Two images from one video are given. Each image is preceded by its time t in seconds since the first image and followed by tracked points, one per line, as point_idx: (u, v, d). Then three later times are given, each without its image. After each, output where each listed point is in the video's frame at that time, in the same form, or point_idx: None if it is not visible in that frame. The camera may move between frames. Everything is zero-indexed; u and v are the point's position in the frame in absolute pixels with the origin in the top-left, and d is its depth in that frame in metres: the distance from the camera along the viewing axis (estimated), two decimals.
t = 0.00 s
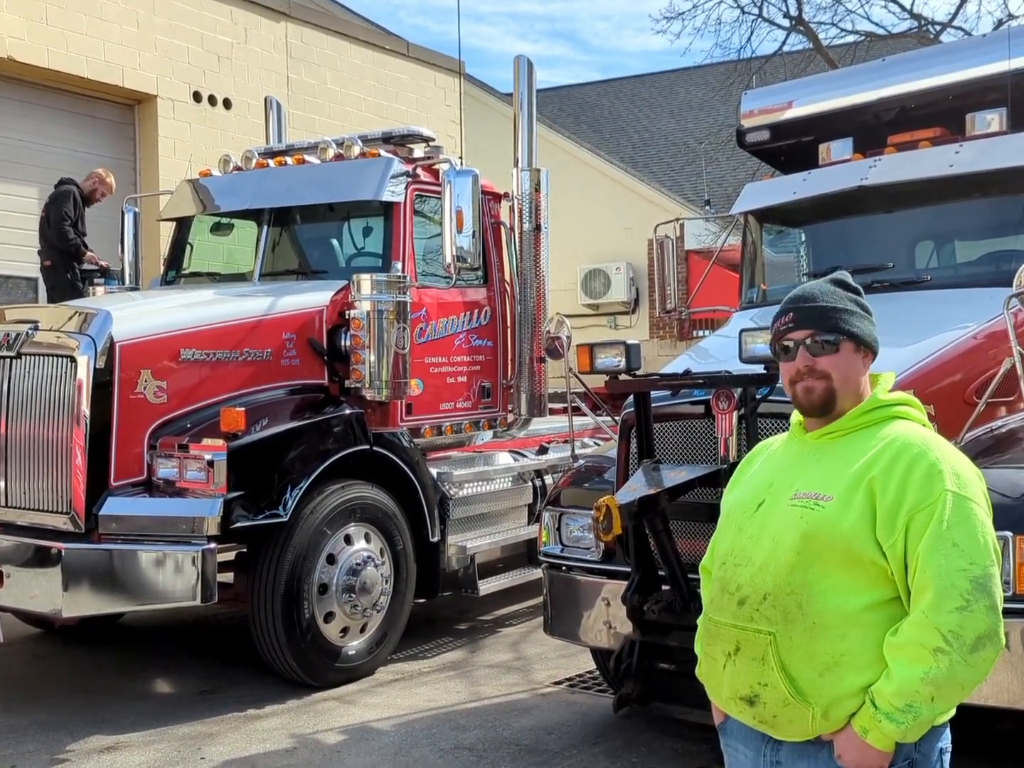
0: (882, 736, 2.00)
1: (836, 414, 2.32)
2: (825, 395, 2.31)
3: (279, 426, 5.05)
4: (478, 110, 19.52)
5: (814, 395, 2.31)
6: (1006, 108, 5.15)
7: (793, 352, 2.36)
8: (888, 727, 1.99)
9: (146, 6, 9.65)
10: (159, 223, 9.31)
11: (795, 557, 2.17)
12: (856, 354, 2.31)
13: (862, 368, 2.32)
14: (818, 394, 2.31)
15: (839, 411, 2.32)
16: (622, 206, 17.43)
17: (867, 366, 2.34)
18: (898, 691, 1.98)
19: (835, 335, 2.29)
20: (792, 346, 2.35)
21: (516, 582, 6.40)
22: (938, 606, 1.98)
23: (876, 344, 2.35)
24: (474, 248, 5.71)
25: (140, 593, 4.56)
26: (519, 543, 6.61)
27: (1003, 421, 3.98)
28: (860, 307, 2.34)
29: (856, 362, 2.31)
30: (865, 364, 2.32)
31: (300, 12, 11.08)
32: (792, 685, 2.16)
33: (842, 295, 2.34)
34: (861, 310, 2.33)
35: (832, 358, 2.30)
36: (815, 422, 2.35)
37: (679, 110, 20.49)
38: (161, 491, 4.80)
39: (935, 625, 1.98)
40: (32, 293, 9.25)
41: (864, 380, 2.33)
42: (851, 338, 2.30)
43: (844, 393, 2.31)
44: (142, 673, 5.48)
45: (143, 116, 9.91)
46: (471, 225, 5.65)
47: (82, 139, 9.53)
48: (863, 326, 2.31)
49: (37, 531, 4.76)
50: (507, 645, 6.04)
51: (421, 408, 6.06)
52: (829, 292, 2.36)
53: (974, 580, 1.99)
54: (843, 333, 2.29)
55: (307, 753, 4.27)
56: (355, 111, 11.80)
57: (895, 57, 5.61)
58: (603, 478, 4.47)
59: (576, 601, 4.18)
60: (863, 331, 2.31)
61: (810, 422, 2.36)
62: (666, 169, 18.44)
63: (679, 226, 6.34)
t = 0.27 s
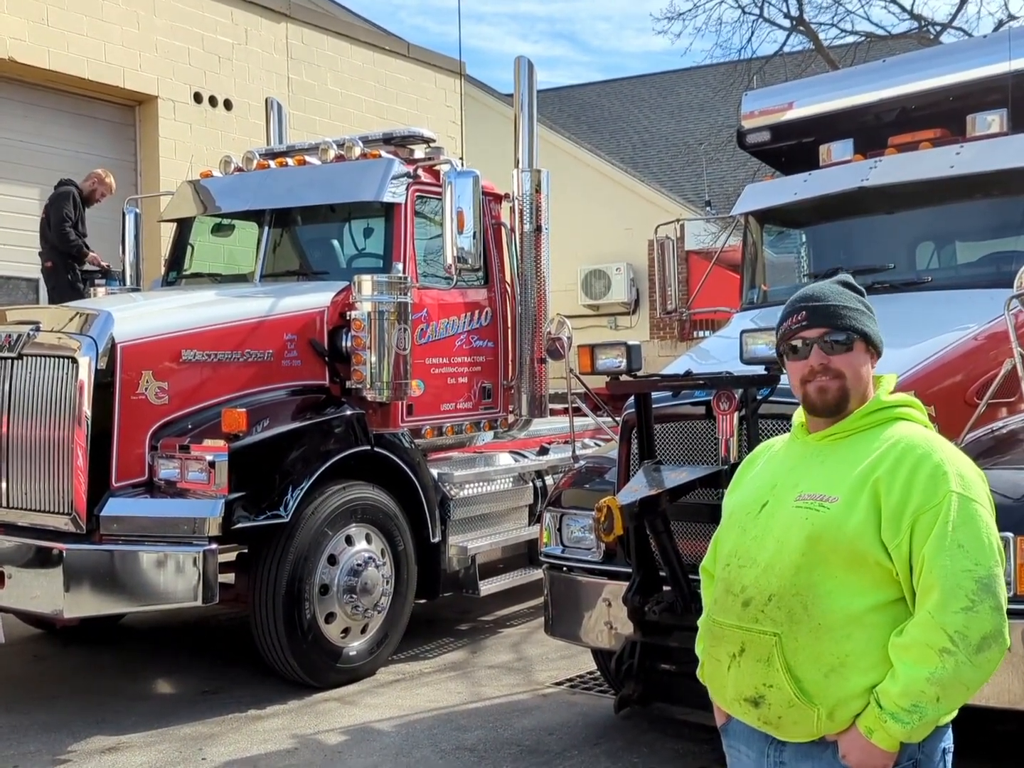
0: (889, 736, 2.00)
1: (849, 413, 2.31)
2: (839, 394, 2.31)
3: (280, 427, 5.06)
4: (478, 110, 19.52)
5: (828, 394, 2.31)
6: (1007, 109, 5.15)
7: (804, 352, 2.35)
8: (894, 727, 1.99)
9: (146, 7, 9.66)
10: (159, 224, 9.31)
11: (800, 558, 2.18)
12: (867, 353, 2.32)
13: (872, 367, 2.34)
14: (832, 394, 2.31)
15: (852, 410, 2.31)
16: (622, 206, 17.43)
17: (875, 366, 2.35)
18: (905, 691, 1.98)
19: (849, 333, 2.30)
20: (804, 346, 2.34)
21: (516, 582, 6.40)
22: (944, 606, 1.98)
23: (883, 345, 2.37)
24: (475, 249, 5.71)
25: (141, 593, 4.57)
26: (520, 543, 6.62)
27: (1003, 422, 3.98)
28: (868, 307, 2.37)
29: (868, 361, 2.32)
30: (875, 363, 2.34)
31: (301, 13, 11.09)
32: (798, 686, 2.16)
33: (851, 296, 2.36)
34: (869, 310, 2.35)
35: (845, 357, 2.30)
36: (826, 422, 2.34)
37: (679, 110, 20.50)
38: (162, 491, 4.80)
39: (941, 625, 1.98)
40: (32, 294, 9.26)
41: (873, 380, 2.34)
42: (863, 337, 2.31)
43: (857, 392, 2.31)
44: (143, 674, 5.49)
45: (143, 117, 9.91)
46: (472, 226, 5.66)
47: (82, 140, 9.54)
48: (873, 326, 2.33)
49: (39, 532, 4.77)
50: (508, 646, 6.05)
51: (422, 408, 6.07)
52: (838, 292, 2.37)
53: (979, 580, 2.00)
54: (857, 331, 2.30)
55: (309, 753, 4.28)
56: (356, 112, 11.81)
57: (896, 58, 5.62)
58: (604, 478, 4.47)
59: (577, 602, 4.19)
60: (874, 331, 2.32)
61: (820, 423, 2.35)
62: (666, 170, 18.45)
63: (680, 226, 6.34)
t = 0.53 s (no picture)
0: (893, 733, 2.01)
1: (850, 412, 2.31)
2: (839, 394, 2.30)
3: (280, 426, 5.06)
4: (478, 110, 19.52)
5: (829, 394, 2.31)
6: (1006, 109, 5.15)
7: (805, 352, 2.35)
8: (898, 724, 2.00)
9: (146, 7, 9.65)
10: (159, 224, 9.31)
11: (802, 556, 2.18)
12: (868, 352, 2.32)
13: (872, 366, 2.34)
14: (832, 393, 2.31)
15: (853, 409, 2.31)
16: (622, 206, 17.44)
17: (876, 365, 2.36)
18: (907, 688, 1.98)
19: (849, 332, 2.30)
20: (804, 345, 2.34)
21: (516, 582, 6.41)
22: (945, 602, 1.99)
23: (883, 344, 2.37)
24: (474, 248, 5.71)
25: (141, 593, 4.57)
26: (520, 543, 6.62)
27: (1003, 421, 3.99)
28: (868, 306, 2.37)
29: (868, 360, 2.32)
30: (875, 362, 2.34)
31: (300, 12, 11.08)
32: (801, 684, 2.16)
33: (851, 295, 2.36)
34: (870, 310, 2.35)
35: (845, 356, 2.30)
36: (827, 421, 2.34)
37: (679, 110, 20.51)
38: (162, 491, 4.80)
39: (944, 622, 1.99)
40: (32, 294, 9.26)
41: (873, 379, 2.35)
42: (864, 337, 2.30)
43: (858, 390, 2.31)
44: (143, 673, 5.48)
45: (143, 117, 9.91)
46: (472, 226, 5.66)
47: (82, 140, 9.53)
48: (873, 326, 2.33)
49: (38, 531, 4.76)
50: (508, 645, 6.05)
51: (422, 408, 6.07)
52: (838, 291, 2.37)
53: (981, 577, 2.00)
54: (858, 330, 2.30)
55: (308, 753, 4.28)
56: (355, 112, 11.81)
57: (895, 58, 5.62)
58: (604, 478, 4.47)
59: (577, 601, 4.19)
60: (874, 330, 2.32)
61: (821, 422, 2.34)
62: (666, 170, 18.45)
63: (679, 226, 6.34)
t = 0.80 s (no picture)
0: (893, 729, 2.01)
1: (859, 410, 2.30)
2: (849, 391, 2.29)
3: (280, 425, 5.06)
4: (478, 110, 19.52)
5: (839, 391, 2.29)
6: (1006, 108, 5.15)
7: (812, 350, 2.33)
8: (898, 720, 2.00)
9: (146, 6, 9.65)
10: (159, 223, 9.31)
11: (802, 553, 2.18)
12: (873, 349, 2.32)
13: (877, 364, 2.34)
14: (843, 390, 2.29)
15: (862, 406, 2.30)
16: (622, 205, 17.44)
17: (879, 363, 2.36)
18: (907, 684, 1.99)
19: (856, 328, 2.29)
20: (811, 344, 2.33)
21: (516, 581, 6.41)
22: (945, 599, 1.99)
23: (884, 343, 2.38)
24: (474, 248, 5.71)
25: (141, 593, 4.57)
26: (520, 542, 6.62)
27: (1003, 421, 3.99)
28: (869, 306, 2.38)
29: (874, 357, 2.32)
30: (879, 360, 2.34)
31: (300, 12, 11.08)
32: (802, 681, 2.17)
33: (853, 294, 2.37)
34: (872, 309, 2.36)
35: (854, 353, 2.29)
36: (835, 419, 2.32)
37: (679, 110, 20.50)
38: (162, 491, 4.80)
39: (943, 619, 1.99)
40: (32, 293, 9.26)
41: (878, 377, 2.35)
42: (870, 334, 2.30)
43: (867, 387, 2.30)
44: (143, 673, 5.48)
45: (143, 116, 9.91)
46: (472, 225, 5.66)
47: (82, 139, 9.53)
48: (877, 323, 2.34)
49: (38, 531, 4.77)
50: (508, 645, 6.05)
51: (422, 407, 6.07)
52: (840, 290, 2.37)
53: (980, 573, 2.00)
54: (866, 326, 2.29)
55: (308, 752, 4.28)
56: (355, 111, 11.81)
57: (895, 57, 5.62)
58: (604, 478, 4.47)
59: (577, 601, 4.19)
60: (879, 327, 2.33)
61: (829, 420, 2.33)
62: (666, 169, 18.45)
63: (679, 226, 6.34)
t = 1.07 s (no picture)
0: (894, 731, 2.02)
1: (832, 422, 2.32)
2: (815, 403, 2.32)
3: (279, 425, 5.06)
4: (478, 110, 19.52)
5: (807, 404, 2.32)
6: (1005, 109, 5.16)
7: (787, 357, 2.36)
8: (898, 722, 2.01)
9: (146, 6, 9.66)
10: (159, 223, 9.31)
11: (802, 556, 2.18)
12: (853, 361, 2.30)
13: (861, 373, 2.31)
14: (810, 402, 2.32)
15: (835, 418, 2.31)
16: (622, 206, 17.45)
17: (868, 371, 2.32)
18: (908, 686, 2.00)
19: (829, 339, 2.29)
20: (787, 351, 2.36)
21: (515, 582, 6.41)
22: (945, 602, 2.00)
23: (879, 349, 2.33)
24: (474, 248, 5.72)
25: (141, 593, 4.57)
26: (520, 542, 6.62)
27: (1002, 421, 3.99)
28: (863, 311, 2.32)
29: (854, 369, 2.30)
30: (866, 369, 2.31)
31: (300, 12, 11.08)
32: (802, 683, 2.17)
33: (845, 300, 2.32)
34: (863, 316, 2.31)
35: (826, 366, 2.30)
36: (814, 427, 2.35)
37: (679, 110, 20.51)
38: (162, 491, 4.80)
39: (944, 622, 2.00)
40: (32, 293, 9.27)
41: (864, 386, 2.32)
42: (850, 347, 2.29)
43: (841, 400, 2.30)
44: (143, 673, 5.49)
45: (143, 116, 9.91)
46: (472, 226, 5.67)
47: (82, 140, 9.53)
48: (862, 334, 2.30)
49: (38, 531, 4.77)
50: (508, 645, 6.05)
51: (422, 408, 6.07)
52: (834, 294, 2.34)
53: (980, 576, 2.01)
54: (839, 340, 2.28)
55: (307, 752, 4.28)
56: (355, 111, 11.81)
57: (894, 58, 5.63)
58: (603, 478, 4.47)
59: (576, 601, 4.19)
60: (862, 338, 2.29)
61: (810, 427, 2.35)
62: (666, 169, 18.46)
63: (679, 226, 6.34)
